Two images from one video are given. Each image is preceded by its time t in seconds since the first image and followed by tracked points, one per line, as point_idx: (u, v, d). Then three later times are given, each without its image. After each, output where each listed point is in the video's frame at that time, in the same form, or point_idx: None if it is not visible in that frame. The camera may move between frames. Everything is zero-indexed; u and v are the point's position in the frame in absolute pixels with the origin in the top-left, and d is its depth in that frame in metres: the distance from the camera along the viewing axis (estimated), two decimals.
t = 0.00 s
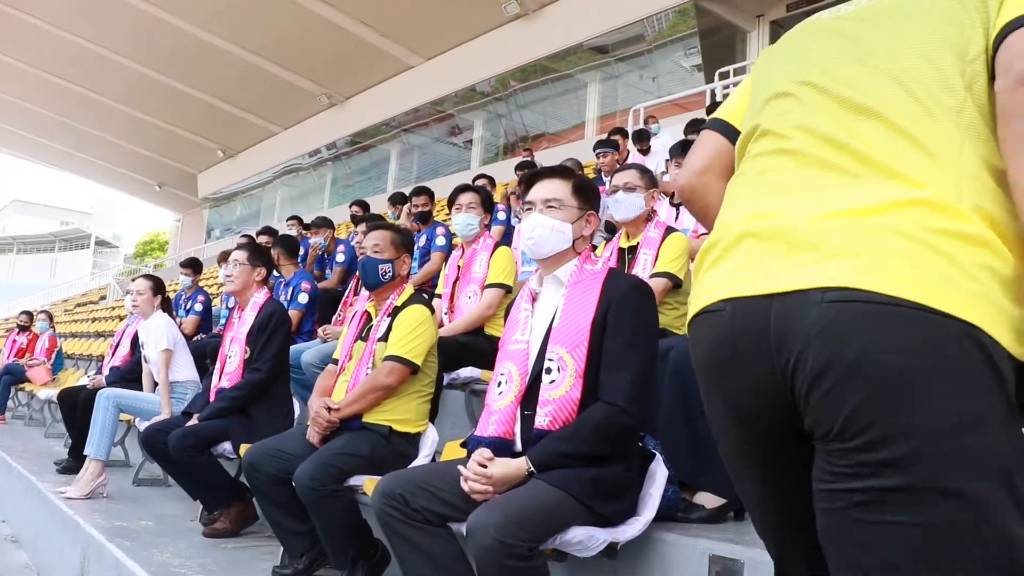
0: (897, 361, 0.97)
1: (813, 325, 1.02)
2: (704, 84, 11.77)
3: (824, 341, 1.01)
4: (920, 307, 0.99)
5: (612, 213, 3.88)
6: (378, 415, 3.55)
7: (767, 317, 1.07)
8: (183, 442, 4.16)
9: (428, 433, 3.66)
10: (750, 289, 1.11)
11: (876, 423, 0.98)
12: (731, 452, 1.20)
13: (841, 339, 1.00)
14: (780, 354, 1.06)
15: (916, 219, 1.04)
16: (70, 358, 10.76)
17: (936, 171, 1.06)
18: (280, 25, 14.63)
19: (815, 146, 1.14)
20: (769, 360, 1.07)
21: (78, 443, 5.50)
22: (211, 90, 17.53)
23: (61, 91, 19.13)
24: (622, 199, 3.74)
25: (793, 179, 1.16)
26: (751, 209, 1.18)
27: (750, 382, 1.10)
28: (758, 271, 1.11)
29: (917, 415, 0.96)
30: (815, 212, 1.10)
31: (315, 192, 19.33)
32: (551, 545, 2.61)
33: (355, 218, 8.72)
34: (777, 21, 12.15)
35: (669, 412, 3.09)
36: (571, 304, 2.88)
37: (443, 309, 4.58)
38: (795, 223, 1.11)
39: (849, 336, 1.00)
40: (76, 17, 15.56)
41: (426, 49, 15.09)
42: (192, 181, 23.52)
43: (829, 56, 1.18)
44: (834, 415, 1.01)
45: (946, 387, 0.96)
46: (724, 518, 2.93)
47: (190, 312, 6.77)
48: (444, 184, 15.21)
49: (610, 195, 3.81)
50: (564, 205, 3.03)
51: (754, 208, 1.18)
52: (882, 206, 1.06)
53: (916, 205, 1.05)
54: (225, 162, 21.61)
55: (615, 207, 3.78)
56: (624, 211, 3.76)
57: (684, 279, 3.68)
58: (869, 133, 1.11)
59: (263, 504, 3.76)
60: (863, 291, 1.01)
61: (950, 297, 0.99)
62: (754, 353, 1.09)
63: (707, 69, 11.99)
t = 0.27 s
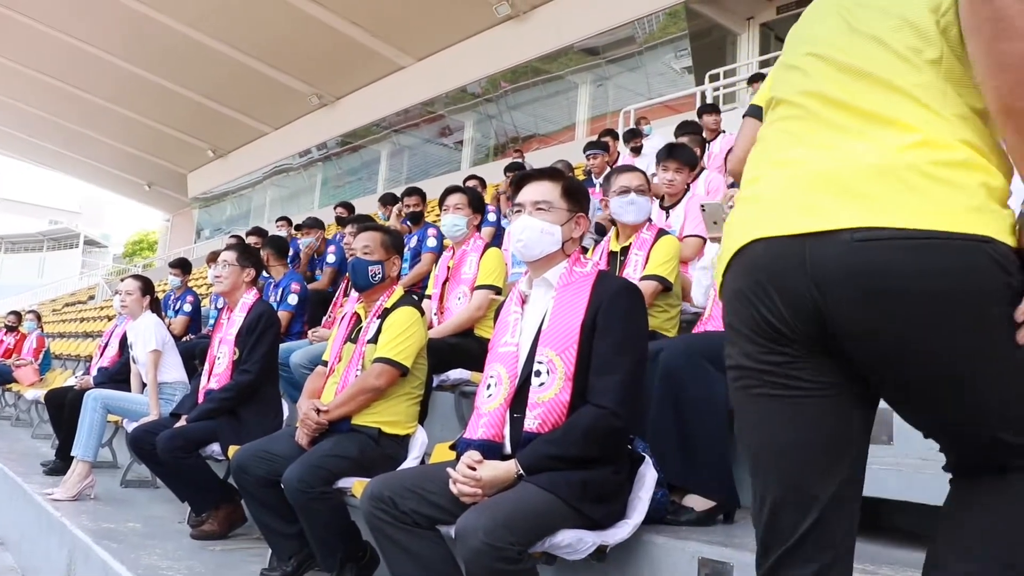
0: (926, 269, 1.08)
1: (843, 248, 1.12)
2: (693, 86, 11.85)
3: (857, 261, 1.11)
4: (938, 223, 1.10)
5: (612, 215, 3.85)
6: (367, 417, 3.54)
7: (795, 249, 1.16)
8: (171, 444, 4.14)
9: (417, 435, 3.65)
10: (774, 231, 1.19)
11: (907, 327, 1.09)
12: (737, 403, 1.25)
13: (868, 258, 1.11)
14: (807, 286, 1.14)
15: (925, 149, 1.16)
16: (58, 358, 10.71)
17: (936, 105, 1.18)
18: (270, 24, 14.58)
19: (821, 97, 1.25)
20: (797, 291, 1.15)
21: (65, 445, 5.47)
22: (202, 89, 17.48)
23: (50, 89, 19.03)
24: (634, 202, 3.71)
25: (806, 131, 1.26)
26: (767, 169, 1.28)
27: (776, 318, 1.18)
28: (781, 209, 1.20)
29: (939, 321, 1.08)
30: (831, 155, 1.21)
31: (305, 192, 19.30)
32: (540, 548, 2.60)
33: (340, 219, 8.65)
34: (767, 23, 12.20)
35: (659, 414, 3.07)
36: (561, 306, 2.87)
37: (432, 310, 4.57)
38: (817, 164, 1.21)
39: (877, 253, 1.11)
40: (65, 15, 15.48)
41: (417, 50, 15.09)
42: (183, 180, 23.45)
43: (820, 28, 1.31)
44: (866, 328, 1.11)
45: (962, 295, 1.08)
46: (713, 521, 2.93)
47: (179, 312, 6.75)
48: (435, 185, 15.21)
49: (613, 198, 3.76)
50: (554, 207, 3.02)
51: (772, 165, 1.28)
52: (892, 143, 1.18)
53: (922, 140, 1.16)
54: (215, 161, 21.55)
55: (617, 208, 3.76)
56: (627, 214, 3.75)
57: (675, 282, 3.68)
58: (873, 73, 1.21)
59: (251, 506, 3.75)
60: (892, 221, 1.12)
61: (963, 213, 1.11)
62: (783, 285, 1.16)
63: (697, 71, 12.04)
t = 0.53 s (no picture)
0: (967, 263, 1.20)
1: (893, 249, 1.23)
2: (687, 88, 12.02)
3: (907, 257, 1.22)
4: (979, 225, 1.22)
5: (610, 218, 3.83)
6: (360, 420, 3.54)
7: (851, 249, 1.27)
8: (163, 446, 4.11)
9: (411, 439, 3.64)
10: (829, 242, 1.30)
11: (946, 321, 1.20)
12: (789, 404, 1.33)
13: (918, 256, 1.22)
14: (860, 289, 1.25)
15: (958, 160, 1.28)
16: (49, 361, 10.68)
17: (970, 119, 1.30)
18: (264, 26, 14.56)
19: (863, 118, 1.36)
20: (849, 289, 1.26)
21: (57, 448, 5.45)
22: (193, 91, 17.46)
23: (42, 90, 18.96)
24: (632, 206, 3.68)
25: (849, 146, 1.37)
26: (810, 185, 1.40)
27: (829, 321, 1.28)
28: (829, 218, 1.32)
29: (978, 314, 1.19)
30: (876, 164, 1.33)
31: (298, 194, 19.26)
32: (533, 551, 2.60)
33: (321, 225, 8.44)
34: (759, 26, 12.28)
35: (652, 416, 3.03)
36: (554, 310, 2.87)
37: (425, 313, 4.55)
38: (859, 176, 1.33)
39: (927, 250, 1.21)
40: (58, 16, 15.43)
41: (410, 52, 15.10)
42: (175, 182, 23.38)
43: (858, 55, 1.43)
44: (912, 322, 1.22)
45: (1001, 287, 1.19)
46: (707, 524, 2.92)
47: (171, 314, 6.74)
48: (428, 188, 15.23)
49: (613, 204, 3.74)
50: (547, 210, 3.02)
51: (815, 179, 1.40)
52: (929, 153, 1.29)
53: (957, 151, 1.28)
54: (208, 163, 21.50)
55: (617, 213, 3.72)
56: (628, 218, 3.71)
57: (670, 287, 3.67)
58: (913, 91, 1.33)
59: (243, 509, 3.74)
60: (933, 224, 1.23)
61: (1000, 215, 1.24)
62: (833, 283, 1.28)
63: (689, 74, 12.11)
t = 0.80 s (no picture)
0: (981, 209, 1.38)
1: (914, 197, 1.42)
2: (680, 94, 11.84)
3: (927, 209, 1.41)
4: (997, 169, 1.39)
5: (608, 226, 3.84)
6: (352, 427, 3.53)
7: (880, 199, 1.47)
8: (154, 453, 4.10)
9: (403, 446, 3.63)
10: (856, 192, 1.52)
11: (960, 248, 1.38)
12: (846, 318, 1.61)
13: (939, 207, 1.40)
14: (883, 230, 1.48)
15: (979, 118, 1.45)
16: (40, 367, 10.63)
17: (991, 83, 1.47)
18: (257, 31, 14.55)
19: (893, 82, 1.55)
20: (880, 232, 1.47)
21: (47, 454, 5.43)
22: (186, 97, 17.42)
23: (35, 94, 18.91)
24: (627, 216, 3.68)
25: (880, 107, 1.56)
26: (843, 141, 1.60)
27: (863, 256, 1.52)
28: (866, 169, 1.51)
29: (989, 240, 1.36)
30: (905, 124, 1.51)
31: (291, 200, 19.23)
32: (525, 559, 2.59)
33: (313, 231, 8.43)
34: (752, 33, 12.31)
35: (645, 424, 3.01)
36: (547, 317, 2.86)
37: (417, 319, 4.55)
38: (889, 130, 1.51)
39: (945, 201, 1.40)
40: (51, 20, 15.40)
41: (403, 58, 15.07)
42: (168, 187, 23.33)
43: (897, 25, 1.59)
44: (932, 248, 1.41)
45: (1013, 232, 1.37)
46: (699, 532, 2.92)
47: (163, 320, 6.71)
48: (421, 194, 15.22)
49: (609, 212, 3.74)
50: (539, 217, 3.01)
51: (847, 135, 1.59)
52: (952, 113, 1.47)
53: (982, 111, 1.45)
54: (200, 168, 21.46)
55: (616, 221, 3.72)
56: (626, 227, 3.72)
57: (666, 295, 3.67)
58: (943, 58, 1.51)
59: (234, 516, 3.72)
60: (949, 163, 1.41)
61: (1013, 168, 1.40)
62: (864, 223, 1.49)
63: (683, 80, 12.13)
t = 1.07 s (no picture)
0: (979, 214, 1.46)
1: (919, 196, 1.51)
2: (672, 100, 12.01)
3: (933, 198, 1.49)
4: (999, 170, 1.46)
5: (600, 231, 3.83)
6: (344, 433, 3.52)
7: (887, 195, 1.55)
8: (145, 460, 4.08)
9: (395, 452, 3.62)
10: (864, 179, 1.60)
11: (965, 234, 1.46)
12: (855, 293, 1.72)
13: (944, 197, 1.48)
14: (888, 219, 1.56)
15: (984, 127, 1.50)
16: (32, 373, 10.58)
17: (1004, 100, 1.51)
18: (250, 37, 14.54)
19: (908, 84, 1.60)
20: (886, 225, 1.56)
21: (38, 460, 5.40)
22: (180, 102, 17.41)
23: (28, 99, 18.86)
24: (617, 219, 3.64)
25: (892, 107, 1.61)
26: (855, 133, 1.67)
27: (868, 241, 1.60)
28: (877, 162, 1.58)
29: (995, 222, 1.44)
30: (916, 125, 1.56)
31: (285, 205, 19.20)
32: (517, 566, 2.58)
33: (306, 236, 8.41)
34: (744, 39, 12.40)
35: (637, 430, 3.00)
36: (539, 323, 2.84)
37: (410, 325, 4.53)
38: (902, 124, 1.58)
39: (948, 203, 1.48)
40: (43, 26, 15.37)
41: (396, 63, 15.08)
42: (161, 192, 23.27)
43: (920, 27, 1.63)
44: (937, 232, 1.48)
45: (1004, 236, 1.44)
46: (692, 538, 2.91)
47: (155, 326, 6.70)
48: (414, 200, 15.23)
49: (603, 216, 3.72)
50: (531, 223, 3.01)
51: (859, 128, 1.66)
52: (958, 120, 1.52)
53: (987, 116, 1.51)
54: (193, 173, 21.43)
55: (607, 225, 3.70)
56: (617, 231, 3.70)
57: (658, 302, 3.66)
58: (961, 70, 1.55)
59: (226, 522, 3.71)
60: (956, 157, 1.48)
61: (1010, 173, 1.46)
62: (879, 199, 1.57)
63: (675, 86, 12.19)
